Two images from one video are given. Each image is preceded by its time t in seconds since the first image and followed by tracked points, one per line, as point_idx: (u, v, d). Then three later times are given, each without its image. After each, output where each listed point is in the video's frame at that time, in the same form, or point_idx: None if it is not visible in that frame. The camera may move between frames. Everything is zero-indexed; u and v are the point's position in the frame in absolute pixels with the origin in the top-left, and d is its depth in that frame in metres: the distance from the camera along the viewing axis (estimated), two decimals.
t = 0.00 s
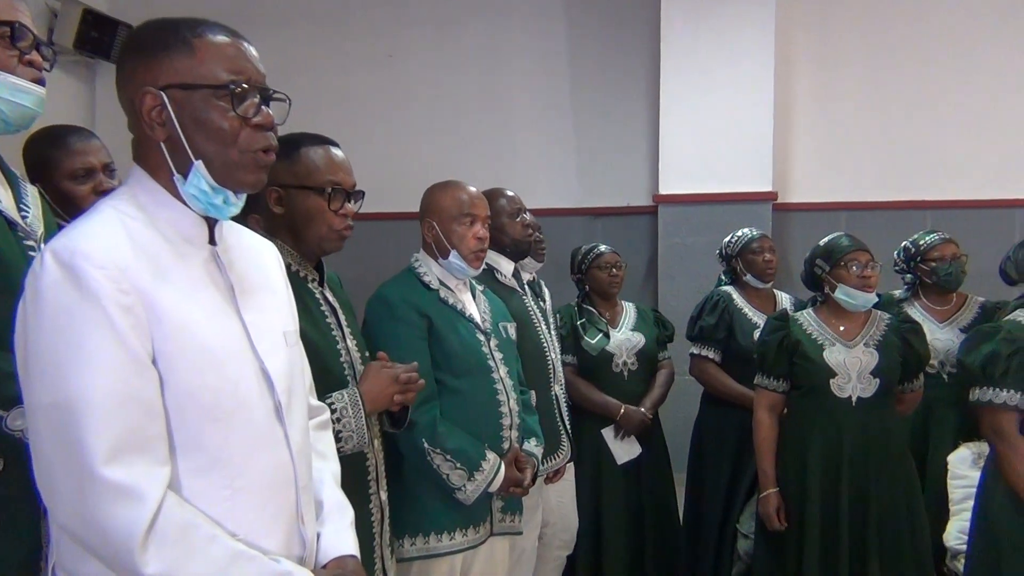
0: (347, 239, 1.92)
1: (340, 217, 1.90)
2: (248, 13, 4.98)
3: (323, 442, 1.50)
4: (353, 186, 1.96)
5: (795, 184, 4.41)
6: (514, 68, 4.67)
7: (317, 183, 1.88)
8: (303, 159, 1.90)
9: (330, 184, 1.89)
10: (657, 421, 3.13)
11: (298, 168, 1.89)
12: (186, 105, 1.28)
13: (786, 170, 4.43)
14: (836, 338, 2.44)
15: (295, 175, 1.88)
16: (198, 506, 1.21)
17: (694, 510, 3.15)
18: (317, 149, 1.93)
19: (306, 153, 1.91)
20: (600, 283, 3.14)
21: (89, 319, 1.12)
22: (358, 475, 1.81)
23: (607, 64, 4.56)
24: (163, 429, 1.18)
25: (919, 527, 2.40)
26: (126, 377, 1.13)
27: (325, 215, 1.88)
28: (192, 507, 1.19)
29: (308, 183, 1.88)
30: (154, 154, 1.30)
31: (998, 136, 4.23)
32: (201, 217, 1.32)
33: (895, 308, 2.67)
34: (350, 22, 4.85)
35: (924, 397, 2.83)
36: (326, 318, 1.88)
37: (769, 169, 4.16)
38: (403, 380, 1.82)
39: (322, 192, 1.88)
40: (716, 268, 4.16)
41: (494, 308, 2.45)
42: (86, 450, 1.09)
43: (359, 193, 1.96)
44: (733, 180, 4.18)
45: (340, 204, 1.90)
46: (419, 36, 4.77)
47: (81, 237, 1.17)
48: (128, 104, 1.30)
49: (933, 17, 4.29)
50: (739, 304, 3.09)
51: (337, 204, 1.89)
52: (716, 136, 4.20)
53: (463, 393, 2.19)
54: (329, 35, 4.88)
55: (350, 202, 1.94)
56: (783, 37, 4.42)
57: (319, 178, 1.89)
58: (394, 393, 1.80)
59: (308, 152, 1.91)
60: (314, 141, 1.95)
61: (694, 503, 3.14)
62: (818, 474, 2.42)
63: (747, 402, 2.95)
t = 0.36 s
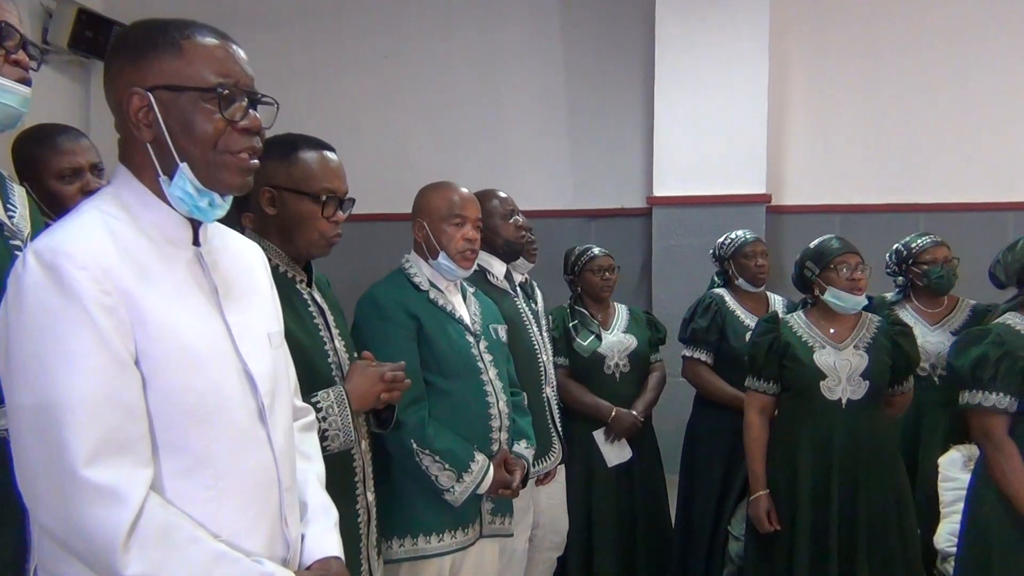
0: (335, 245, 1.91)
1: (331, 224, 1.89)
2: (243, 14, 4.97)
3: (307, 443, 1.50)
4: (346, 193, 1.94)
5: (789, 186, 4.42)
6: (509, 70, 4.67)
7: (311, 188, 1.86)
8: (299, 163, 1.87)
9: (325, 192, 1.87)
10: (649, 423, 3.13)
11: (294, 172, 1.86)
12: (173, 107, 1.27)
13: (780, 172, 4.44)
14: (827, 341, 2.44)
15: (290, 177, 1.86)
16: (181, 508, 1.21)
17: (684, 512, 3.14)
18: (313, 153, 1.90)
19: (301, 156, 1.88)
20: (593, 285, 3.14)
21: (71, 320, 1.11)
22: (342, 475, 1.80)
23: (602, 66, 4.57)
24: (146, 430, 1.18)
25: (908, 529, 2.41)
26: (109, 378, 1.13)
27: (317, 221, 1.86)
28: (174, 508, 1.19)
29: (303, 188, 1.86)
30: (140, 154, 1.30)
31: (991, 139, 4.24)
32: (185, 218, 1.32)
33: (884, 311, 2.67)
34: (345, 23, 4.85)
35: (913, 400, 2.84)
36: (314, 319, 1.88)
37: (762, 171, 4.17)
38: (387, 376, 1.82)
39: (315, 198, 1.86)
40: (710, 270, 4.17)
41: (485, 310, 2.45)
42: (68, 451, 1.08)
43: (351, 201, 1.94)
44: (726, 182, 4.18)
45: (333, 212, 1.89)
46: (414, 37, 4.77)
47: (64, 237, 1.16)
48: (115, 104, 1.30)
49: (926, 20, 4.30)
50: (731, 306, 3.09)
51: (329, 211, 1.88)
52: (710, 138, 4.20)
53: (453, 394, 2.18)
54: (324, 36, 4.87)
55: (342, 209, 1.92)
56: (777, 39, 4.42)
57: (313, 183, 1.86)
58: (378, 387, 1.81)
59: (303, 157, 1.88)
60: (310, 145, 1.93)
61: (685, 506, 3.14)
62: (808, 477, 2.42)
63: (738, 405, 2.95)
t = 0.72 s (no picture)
0: (325, 244, 1.89)
1: (320, 221, 1.87)
2: (240, 15, 4.97)
3: (291, 443, 1.50)
4: (333, 191, 1.93)
5: (786, 188, 4.41)
6: (506, 71, 4.67)
7: (299, 186, 1.85)
8: (285, 162, 1.86)
9: (311, 190, 1.86)
10: (643, 425, 3.12)
11: (281, 171, 1.85)
12: (148, 104, 1.28)
13: (776, 174, 4.43)
14: (817, 342, 2.43)
15: (277, 177, 1.85)
16: (160, 508, 1.21)
17: (678, 514, 3.13)
18: (298, 151, 1.90)
19: (288, 155, 1.88)
20: (587, 287, 3.13)
21: (47, 319, 1.11)
22: (328, 474, 1.81)
23: (598, 68, 4.57)
24: (123, 430, 1.17)
25: (901, 532, 2.39)
26: (86, 378, 1.12)
27: (305, 219, 1.85)
28: (152, 508, 1.18)
29: (291, 186, 1.85)
30: (117, 153, 1.30)
31: (988, 141, 4.23)
32: (165, 217, 1.32)
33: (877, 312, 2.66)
34: (341, 25, 4.85)
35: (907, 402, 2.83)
36: (301, 321, 1.88)
37: (758, 173, 4.17)
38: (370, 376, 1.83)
39: (303, 196, 1.85)
40: (706, 272, 4.16)
41: (476, 311, 2.45)
42: (44, 452, 1.08)
43: (339, 199, 1.93)
44: (722, 184, 4.18)
45: (320, 209, 1.87)
46: (411, 39, 4.77)
47: (41, 237, 1.16)
48: (91, 103, 1.30)
49: (922, 22, 4.30)
50: (725, 308, 3.08)
51: (317, 209, 1.86)
52: (706, 140, 4.20)
53: (442, 396, 2.18)
54: (320, 38, 4.88)
55: (330, 207, 1.91)
56: (774, 41, 4.42)
57: (300, 182, 1.85)
58: (361, 387, 1.81)
59: (289, 157, 1.88)
60: (296, 144, 1.92)
61: (679, 508, 3.13)
62: (799, 479, 2.41)
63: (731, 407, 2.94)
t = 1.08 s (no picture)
0: (317, 244, 1.89)
1: (310, 221, 1.87)
2: (241, 18, 4.98)
3: (276, 445, 1.50)
4: (323, 190, 1.93)
5: (785, 189, 4.40)
6: (505, 73, 4.67)
7: (287, 186, 1.85)
8: (273, 163, 1.86)
9: (300, 189, 1.86)
10: (640, 427, 3.11)
11: (269, 172, 1.85)
12: (133, 109, 1.28)
13: (776, 174, 4.42)
14: (812, 343, 2.42)
15: (266, 178, 1.85)
16: (141, 510, 1.20)
17: (675, 515, 3.12)
18: (287, 152, 1.90)
19: (276, 156, 1.88)
20: (583, 288, 3.13)
21: (28, 322, 1.11)
22: (317, 476, 1.81)
23: (597, 69, 4.56)
24: (104, 432, 1.17)
25: (897, 534, 2.38)
26: (66, 380, 1.12)
27: (295, 219, 1.84)
28: (133, 510, 1.18)
29: (280, 186, 1.84)
30: (102, 156, 1.30)
31: (988, 141, 4.22)
32: (149, 220, 1.32)
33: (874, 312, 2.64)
34: (341, 27, 4.86)
35: (904, 403, 2.81)
36: (292, 322, 1.87)
37: (758, 174, 4.15)
38: (359, 380, 1.81)
39: (292, 196, 1.85)
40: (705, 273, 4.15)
41: (469, 313, 2.44)
42: (23, 454, 1.08)
43: (329, 198, 1.93)
44: (722, 185, 4.17)
45: (310, 209, 1.87)
46: (410, 41, 4.78)
47: (21, 239, 1.16)
48: (76, 105, 1.30)
49: (925, 22, 4.27)
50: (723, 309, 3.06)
51: (306, 208, 1.86)
52: (705, 141, 4.19)
53: (435, 398, 2.17)
54: (320, 40, 4.88)
55: (320, 206, 1.91)
56: (773, 42, 4.40)
57: (289, 182, 1.85)
58: (350, 392, 1.80)
59: (277, 157, 1.88)
60: (284, 145, 1.92)
61: (676, 510, 3.12)
62: (794, 481, 2.40)
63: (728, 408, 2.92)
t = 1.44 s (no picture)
0: (308, 243, 1.90)
1: (301, 220, 1.88)
2: (240, 20, 4.99)
3: (265, 444, 1.51)
4: (313, 189, 1.94)
5: (784, 189, 4.39)
6: (503, 74, 4.67)
7: (277, 185, 1.85)
8: (264, 163, 1.87)
9: (290, 188, 1.87)
10: (636, 426, 3.11)
11: (258, 172, 1.86)
12: (118, 108, 1.28)
13: (775, 175, 4.41)
14: (807, 342, 2.42)
15: (256, 178, 1.86)
16: (126, 508, 1.21)
17: (672, 515, 3.12)
18: (278, 152, 1.90)
19: (267, 156, 1.88)
20: (580, 288, 3.12)
21: (13, 320, 1.12)
22: (307, 472, 1.81)
23: (596, 70, 4.56)
24: (90, 430, 1.17)
25: (892, 534, 2.38)
26: (50, 378, 1.13)
27: (286, 218, 1.85)
28: (118, 508, 1.18)
29: (270, 186, 1.85)
30: (88, 156, 1.30)
31: (987, 141, 4.21)
32: (136, 219, 1.32)
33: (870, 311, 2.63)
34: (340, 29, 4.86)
35: (900, 403, 2.81)
36: (284, 321, 1.88)
37: (757, 175, 4.15)
38: (345, 377, 1.82)
39: (282, 196, 1.86)
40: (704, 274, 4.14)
41: (463, 313, 2.44)
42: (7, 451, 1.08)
43: (319, 197, 1.94)
44: (720, 185, 4.17)
45: (301, 208, 1.88)
46: (409, 42, 4.78)
47: (8, 237, 1.16)
48: (61, 105, 1.30)
49: (924, 22, 4.27)
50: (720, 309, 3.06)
51: (297, 208, 1.87)
52: (704, 141, 4.19)
53: (428, 398, 2.17)
54: (319, 42, 4.89)
55: (310, 205, 1.92)
56: (772, 42, 4.40)
57: (279, 182, 1.86)
58: (332, 396, 1.80)
59: (268, 157, 1.88)
60: (274, 145, 1.93)
61: (673, 510, 3.12)
62: (789, 480, 2.39)
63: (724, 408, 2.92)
